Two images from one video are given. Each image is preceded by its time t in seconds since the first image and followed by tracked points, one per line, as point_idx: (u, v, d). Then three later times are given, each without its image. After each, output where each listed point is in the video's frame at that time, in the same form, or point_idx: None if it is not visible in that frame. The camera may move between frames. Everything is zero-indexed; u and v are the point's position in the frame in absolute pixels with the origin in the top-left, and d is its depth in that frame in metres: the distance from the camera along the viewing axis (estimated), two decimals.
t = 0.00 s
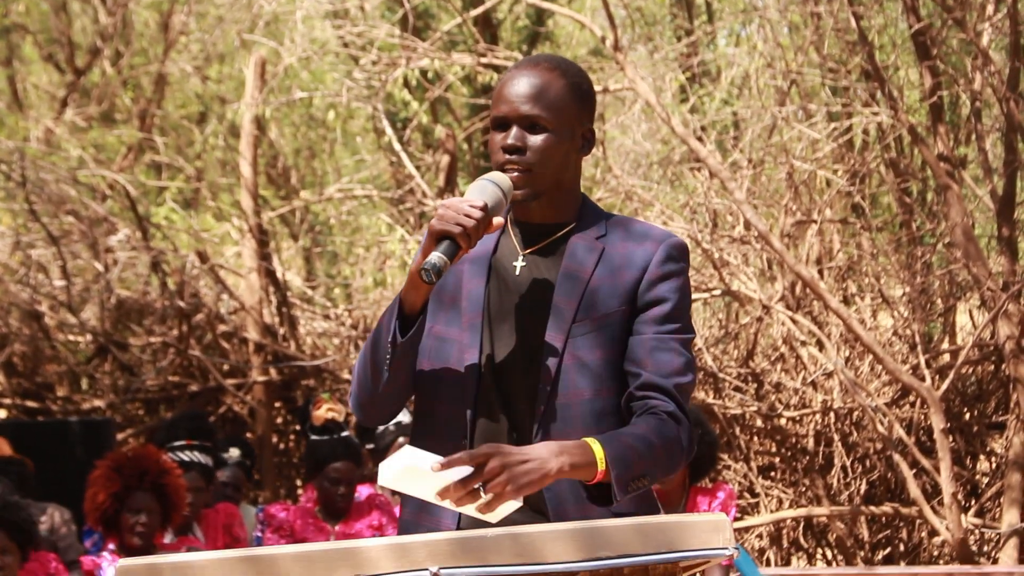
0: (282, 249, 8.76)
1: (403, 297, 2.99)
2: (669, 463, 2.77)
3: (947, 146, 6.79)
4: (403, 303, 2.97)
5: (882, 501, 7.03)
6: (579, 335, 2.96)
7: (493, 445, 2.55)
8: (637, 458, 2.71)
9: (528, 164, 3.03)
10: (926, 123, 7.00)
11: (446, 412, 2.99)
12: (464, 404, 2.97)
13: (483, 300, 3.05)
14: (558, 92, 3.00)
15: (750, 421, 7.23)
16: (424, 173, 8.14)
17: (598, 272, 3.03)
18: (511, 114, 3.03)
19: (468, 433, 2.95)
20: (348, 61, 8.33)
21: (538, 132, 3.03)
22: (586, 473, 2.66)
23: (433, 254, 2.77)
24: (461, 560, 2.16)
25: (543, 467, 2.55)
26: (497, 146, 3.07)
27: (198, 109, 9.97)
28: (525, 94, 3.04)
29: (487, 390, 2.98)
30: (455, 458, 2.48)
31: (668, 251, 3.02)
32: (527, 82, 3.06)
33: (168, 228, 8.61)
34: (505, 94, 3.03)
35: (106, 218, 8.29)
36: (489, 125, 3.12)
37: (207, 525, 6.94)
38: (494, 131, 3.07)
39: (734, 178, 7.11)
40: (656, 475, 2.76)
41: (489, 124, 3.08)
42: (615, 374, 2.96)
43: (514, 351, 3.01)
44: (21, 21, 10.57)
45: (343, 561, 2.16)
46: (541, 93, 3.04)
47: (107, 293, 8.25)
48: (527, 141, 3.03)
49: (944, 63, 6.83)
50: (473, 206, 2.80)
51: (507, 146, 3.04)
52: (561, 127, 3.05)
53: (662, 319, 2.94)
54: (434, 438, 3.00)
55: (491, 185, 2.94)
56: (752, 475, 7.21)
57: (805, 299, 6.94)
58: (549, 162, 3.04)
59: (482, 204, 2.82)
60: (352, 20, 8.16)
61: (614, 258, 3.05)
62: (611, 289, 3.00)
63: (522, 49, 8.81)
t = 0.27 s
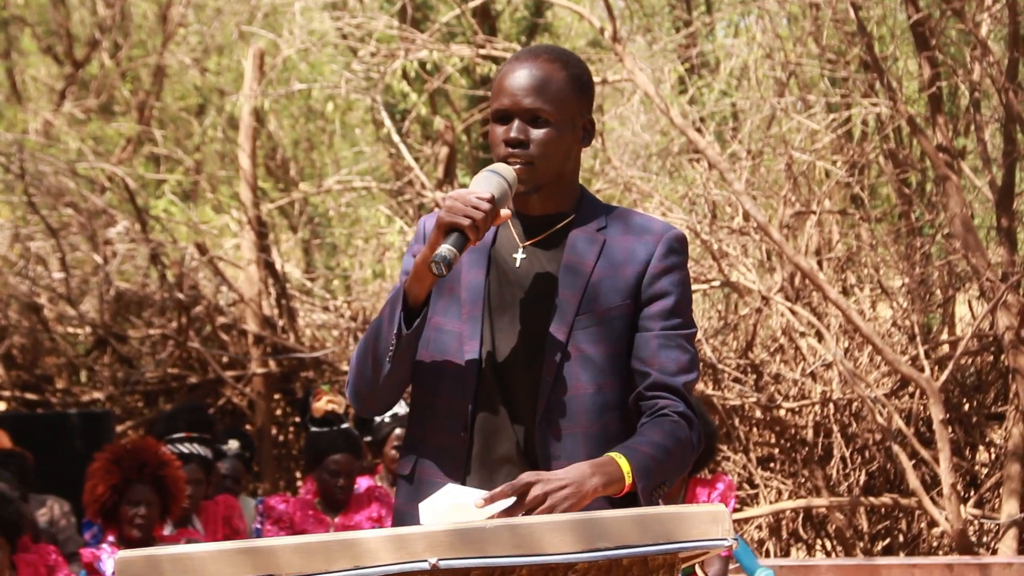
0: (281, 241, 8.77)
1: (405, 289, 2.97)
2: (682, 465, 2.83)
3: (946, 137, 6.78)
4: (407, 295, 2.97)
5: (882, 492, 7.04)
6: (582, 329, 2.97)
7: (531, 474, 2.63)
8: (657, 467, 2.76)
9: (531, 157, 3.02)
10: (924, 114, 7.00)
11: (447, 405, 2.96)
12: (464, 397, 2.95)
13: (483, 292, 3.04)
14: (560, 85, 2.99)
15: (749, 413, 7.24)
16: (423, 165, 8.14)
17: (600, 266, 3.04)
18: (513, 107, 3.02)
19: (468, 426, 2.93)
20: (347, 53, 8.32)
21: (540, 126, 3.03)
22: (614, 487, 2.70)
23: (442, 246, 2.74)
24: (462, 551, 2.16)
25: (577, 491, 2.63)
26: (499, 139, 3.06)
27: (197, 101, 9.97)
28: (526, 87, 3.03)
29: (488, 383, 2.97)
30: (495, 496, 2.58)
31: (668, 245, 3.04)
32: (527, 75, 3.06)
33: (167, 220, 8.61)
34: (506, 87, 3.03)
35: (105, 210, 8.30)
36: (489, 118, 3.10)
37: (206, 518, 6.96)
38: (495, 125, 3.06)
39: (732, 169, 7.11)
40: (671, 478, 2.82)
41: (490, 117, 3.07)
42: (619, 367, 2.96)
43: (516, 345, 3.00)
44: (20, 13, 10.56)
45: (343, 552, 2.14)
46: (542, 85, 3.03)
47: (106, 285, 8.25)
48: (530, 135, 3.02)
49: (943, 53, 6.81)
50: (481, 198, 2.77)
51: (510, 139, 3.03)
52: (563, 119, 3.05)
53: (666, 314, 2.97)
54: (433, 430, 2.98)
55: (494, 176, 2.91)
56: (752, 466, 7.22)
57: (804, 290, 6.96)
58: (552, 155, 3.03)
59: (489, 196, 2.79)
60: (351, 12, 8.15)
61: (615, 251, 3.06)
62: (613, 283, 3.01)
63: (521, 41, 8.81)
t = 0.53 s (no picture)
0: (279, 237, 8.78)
1: (405, 287, 2.96)
2: (682, 463, 2.84)
3: (944, 133, 6.77)
4: (408, 293, 2.96)
5: (880, 487, 7.03)
6: (582, 326, 2.96)
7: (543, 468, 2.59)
8: (660, 466, 2.76)
9: (530, 155, 3.02)
10: (922, 110, 7.00)
11: (445, 401, 2.97)
12: (463, 394, 2.95)
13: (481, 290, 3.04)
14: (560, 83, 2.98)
15: (746, 409, 7.25)
16: (421, 161, 8.14)
17: (599, 263, 3.03)
18: (512, 105, 3.01)
19: (465, 422, 2.93)
20: (345, 49, 8.31)
21: (539, 123, 3.02)
22: (619, 486, 2.70)
23: (446, 245, 2.72)
24: (460, 547, 2.16)
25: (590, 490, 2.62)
26: (498, 135, 3.05)
27: (194, 97, 9.97)
28: (525, 84, 3.02)
29: (487, 380, 2.97)
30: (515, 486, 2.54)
31: (667, 243, 3.04)
32: (527, 71, 3.04)
33: (164, 216, 8.62)
34: (505, 84, 3.02)
35: (103, 207, 8.30)
36: (488, 113, 3.10)
37: (204, 514, 6.96)
38: (494, 120, 3.06)
39: (730, 165, 7.11)
40: (671, 477, 2.83)
41: (489, 113, 3.06)
42: (618, 364, 2.96)
43: (515, 342, 2.99)
44: (17, 9, 10.56)
45: (341, 549, 2.13)
46: (541, 83, 3.02)
47: (104, 282, 8.26)
48: (529, 132, 3.02)
49: (940, 49, 6.80)
50: (485, 197, 2.75)
51: (508, 136, 3.02)
52: (562, 117, 3.04)
53: (665, 313, 2.97)
54: (431, 426, 2.98)
55: (497, 175, 2.89)
56: (749, 462, 7.24)
57: (801, 287, 6.96)
58: (550, 153, 3.03)
59: (493, 195, 2.77)
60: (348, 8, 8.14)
61: (614, 248, 3.05)
62: (613, 279, 3.01)
63: (518, 37, 8.80)
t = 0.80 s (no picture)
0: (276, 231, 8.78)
1: (401, 280, 2.95)
2: (676, 457, 2.84)
3: (940, 128, 6.78)
4: (403, 286, 2.95)
5: (877, 482, 7.05)
6: (579, 320, 2.97)
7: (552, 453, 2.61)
8: (653, 460, 2.76)
9: (524, 147, 3.02)
10: (920, 105, 7.00)
11: (441, 394, 2.97)
12: (459, 386, 2.95)
13: (478, 283, 3.03)
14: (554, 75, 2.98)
15: (743, 403, 7.26)
16: (418, 155, 8.14)
17: (597, 257, 3.03)
18: (507, 97, 3.01)
19: (461, 415, 2.93)
20: (342, 43, 8.31)
21: (532, 116, 3.01)
22: (614, 478, 2.69)
23: (441, 238, 2.71)
24: (456, 541, 2.13)
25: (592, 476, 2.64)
26: (493, 129, 3.05)
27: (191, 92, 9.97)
28: (520, 77, 3.02)
29: (484, 373, 2.97)
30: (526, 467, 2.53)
31: (665, 239, 3.04)
32: (522, 65, 3.04)
33: (161, 210, 8.63)
34: (499, 77, 3.02)
35: (100, 200, 8.31)
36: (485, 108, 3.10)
37: (201, 508, 6.97)
38: (490, 114, 3.05)
39: (727, 160, 7.12)
40: (664, 471, 2.83)
41: (485, 106, 3.06)
42: (614, 358, 2.97)
43: (511, 334, 2.99)
44: (14, 3, 10.55)
45: (338, 542, 2.12)
46: (536, 76, 3.02)
47: (101, 276, 8.27)
48: (522, 125, 3.01)
49: (937, 44, 6.80)
50: (480, 189, 2.75)
51: (502, 129, 3.02)
52: (557, 110, 3.03)
53: (662, 308, 2.97)
54: (427, 419, 2.98)
55: (493, 168, 2.88)
56: (746, 456, 7.21)
57: (798, 281, 6.97)
58: (544, 145, 3.02)
59: (487, 187, 2.76)
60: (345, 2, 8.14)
61: (612, 242, 3.05)
62: (610, 274, 3.01)
63: (515, 31, 8.79)
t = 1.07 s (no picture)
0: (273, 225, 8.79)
1: (396, 270, 2.95)
2: (668, 448, 2.82)
3: (938, 123, 6.78)
4: (399, 277, 2.96)
5: (873, 476, 7.06)
6: (575, 313, 2.96)
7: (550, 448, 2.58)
8: (643, 449, 2.74)
9: (511, 139, 3.02)
10: (917, 99, 7.00)
11: (438, 387, 2.97)
12: (457, 379, 2.95)
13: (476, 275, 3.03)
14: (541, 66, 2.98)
15: (740, 397, 7.26)
16: (415, 149, 8.14)
17: (595, 251, 3.03)
18: (495, 90, 3.02)
19: (459, 408, 2.93)
20: (339, 37, 8.30)
21: (521, 107, 3.01)
22: (601, 464, 2.65)
23: (433, 226, 2.71)
24: (453, 534, 2.11)
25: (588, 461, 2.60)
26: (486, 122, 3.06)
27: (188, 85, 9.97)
28: (509, 69, 3.02)
29: (481, 365, 2.97)
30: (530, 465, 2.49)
31: (663, 233, 3.03)
32: (512, 57, 3.04)
33: (158, 203, 8.63)
34: (489, 69, 3.03)
35: (97, 194, 8.31)
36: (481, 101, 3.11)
37: (198, 501, 6.98)
38: (483, 107, 3.07)
39: (724, 155, 7.12)
40: (655, 461, 2.80)
41: (480, 99, 3.07)
42: (611, 352, 2.96)
43: (509, 326, 2.99)
44: None
45: (333, 535, 2.11)
46: (525, 67, 3.02)
47: (98, 269, 8.28)
48: (510, 116, 3.01)
49: (935, 39, 6.80)
50: (473, 178, 2.75)
51: (491, 121, 3.02)
52: (546, 101, 3.02)
53: (659, 301, 2.96)
54: (426, 412, 2.97)
55: (487, 157, 2.88)
56: (742, 451, 7.20)
57: (796, 275, 6.97)
58: (534, 137, 3.02)
59: (481, 176, 2.76)
60: None
61: (610, 236, 3.05)
62: (608, 267, 3.00)
63: (513, 25, 8.79)
